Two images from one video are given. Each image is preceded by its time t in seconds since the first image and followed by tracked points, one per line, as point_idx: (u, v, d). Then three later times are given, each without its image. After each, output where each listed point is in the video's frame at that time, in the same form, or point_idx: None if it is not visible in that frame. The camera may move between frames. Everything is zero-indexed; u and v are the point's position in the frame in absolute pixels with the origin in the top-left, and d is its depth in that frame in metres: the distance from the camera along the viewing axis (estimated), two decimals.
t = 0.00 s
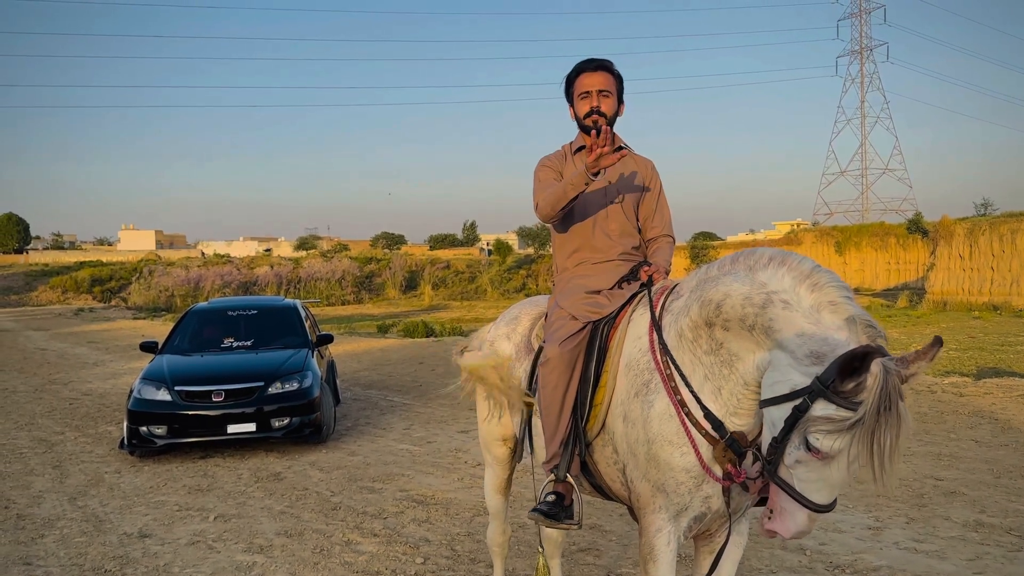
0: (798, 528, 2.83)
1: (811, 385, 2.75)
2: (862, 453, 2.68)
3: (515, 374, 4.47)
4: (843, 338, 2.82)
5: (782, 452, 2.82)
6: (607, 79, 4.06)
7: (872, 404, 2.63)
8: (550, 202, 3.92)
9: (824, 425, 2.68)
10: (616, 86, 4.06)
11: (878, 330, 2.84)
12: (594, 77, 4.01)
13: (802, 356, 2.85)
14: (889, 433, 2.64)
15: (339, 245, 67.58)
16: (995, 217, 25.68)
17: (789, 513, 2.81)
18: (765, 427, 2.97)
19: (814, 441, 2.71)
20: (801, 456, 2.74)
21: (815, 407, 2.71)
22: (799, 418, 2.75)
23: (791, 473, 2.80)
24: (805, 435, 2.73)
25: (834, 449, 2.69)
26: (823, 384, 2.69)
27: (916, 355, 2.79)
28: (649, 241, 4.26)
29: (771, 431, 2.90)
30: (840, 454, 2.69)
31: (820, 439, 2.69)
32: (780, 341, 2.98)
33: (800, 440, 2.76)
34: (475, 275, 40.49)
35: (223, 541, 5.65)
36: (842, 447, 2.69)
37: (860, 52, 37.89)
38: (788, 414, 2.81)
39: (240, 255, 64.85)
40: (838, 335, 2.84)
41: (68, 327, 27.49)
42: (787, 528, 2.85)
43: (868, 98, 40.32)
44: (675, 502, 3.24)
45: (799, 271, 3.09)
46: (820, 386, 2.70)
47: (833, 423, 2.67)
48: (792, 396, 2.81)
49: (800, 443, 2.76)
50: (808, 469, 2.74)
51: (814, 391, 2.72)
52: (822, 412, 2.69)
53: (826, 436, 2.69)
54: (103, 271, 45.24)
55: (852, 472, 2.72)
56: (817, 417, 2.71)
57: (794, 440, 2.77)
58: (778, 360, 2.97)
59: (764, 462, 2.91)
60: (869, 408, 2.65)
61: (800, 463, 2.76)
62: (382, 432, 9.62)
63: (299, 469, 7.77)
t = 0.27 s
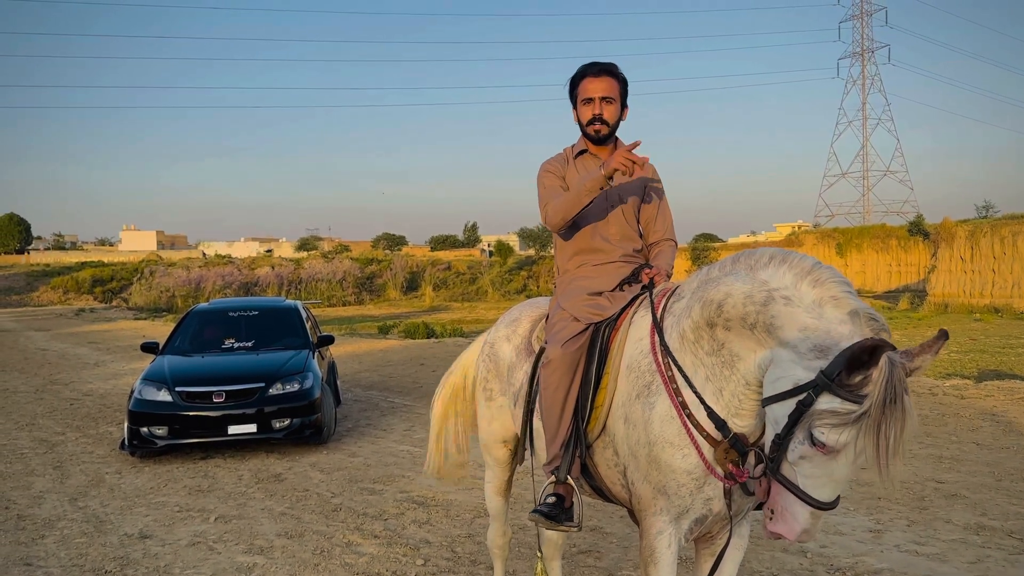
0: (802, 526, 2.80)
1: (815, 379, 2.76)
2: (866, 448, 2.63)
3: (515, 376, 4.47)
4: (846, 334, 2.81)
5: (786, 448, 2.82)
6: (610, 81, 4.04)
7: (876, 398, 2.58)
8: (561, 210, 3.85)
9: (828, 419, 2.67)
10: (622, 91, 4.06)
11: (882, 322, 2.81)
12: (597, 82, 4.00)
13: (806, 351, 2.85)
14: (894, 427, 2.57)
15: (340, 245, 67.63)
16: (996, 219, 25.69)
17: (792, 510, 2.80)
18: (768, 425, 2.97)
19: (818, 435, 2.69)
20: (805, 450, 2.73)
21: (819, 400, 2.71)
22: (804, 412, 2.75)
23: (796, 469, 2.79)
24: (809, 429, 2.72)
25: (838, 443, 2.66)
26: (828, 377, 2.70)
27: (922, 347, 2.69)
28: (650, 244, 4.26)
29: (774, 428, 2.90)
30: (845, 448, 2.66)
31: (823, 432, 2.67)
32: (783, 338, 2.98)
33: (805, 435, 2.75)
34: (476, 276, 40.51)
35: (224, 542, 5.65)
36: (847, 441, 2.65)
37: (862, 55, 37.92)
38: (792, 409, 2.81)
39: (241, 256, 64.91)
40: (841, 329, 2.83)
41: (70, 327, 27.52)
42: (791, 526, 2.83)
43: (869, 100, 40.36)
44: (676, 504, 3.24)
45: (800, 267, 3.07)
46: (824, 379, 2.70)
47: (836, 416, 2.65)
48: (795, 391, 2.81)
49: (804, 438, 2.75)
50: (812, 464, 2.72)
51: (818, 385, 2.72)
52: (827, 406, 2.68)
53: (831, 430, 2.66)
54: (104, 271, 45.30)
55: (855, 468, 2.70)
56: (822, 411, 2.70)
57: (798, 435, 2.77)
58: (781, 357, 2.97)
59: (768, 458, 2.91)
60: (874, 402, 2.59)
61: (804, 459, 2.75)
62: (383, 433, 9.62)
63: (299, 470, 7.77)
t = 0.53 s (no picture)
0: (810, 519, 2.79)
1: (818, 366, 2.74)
2: (870, 432, 2.67)
3: (515, 377, 4.47)
4: (847, 321, 2.81)
5: (791, 438, 2.81)
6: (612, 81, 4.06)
7: (882, 381, 2.62)
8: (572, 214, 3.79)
9: (834, 405, 2.66)
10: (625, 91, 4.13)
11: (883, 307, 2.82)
12: (601, 83, 4.02)
13: (808, 340, 2.84)
14: (898, 411, 2.63)
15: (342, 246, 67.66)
16: (998, 221, 25.67)
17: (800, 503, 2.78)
18: (771, 417, 2.95)
19: (825, 423, 2.69)
20: (812, 439, 2.72)
21: (824, 387, 2.70)
22: (809, 400, 2.74)
23: (802, 460, 2.78)
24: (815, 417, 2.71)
25: (846, 429, 2.67)
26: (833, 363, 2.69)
27: (922, 332, 2.79)
28: (651, 247, 4.26)
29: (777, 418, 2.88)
30: (852, 434, 2.67)
31: (830, 419, 2.67)
32: (785, 330, 2.97)
33: (810, 424, 2.74)
34: (477, 277, 40.51)
35: (224, 543, 5.65)
36: (853, 427, 2.67)
37: (863, 57, 37.90)
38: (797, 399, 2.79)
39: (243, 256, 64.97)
40: (843, 317, 2.83)
41: (71, 327, 27.54)
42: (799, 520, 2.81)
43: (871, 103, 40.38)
44: (676, 506, 3.24)
45: (800, 259, 3.08)
46: (828, 365, 2.69)
47: (842, 402, 2.65)
48: (798, 379, 2.80)
49: (810, 427, 2.74)
50: (819, 452, 2.72)
51: (823, 372, 2.71)
52: (832, 392, 2.68)
53: (837, 416, 2.67)
54: (106, 271, 45.35)
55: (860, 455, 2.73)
56: (827, 398, 2.69)
57: (804, 424, 2.76)
58: (783, 349, 2.96)
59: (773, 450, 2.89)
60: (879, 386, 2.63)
61: (811, 448, 2.74)
62: (384, 433, 9.61)
63: (300, 471, 7.77)
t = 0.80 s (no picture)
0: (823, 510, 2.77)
1: (822, 351, 2.76)
2: (877, 415, 2.65)
3: (517, 378, 4.48)
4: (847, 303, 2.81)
5: (798, 428, 2.80)
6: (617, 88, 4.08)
7: (885, 362, 2.61)
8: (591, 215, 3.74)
9: (839, 388, 2.66)
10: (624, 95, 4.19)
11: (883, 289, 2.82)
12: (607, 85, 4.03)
13: (810, 327, 2.85)
14: (903, 392, 2.61)
15: (344, 246, 67.74)
16: (1000, 224, 25.67)
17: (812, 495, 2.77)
18: (778, 410, 2.94)
19: (830, 407, 2.69)
20: (818, 425, 2.72)
21: (828, 372, 2.71)
22: (813, 386, 2.74)
23: (811, 449, 2.77)
24: (820, 402, 2.71)
25: (852, 412, 2.66)
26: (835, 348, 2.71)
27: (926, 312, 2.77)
28: (652, 249, 4.28)
29: (783, 409, 2.88)
30: (858, 418, 2.66)
31: (835, 403, 2.67)
32: (787, 321, 2.97)
33: (816, 410, 2.74)
34: (479, 278, 40.55)
35: (226, 542, 5.66)
36: (859, 410, 2.66)
37: (864, 59, 37.93)
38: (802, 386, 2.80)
39: (245, 256, 65.08)
40: (844, 301, 2.83)
41: (74, 327, 27.59)
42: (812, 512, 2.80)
43: (872, 105, 40.39)
44: (678, 507, 3.24)
45: (800, 251, 3.10)
46: (831, 349, 2.71)
47: (846, 385, 2.65)
48: (803, 366, 2.81)
49: (816, 413, 2.74)
50: (827, 439, 2.72)
51: (825, 356, 2.72)
52: (837, 375, 2.69)
53: (842, 399, 2.66)
54: (108, 271, 45.43)
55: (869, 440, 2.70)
56: (832, 381, 2.70)
57: (810, 411, 2.76)
58: (787, 341, 2.96)
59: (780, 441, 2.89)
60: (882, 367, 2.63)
61: (818, 435, 2.74)
62: (385, 434, 9.62)
63: (302, 471, 7.79)
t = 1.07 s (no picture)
0: (830, 516, 2.78)
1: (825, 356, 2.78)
2: (881, 422, 2.66)
3: (521, 378, 4.50)
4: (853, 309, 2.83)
5: (802, 434, 2.82)
6: (618, 88, 4.10)
7: (887, 368, 2.62)
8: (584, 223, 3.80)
9: (842, 394, 2.68)
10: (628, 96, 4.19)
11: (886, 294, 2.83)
12: (606, 87, 4.05)
13: (814, 331, 2.87)
14: (905, 397, 2.62)
15: (347, 247, 67.88)
16: (1002, 226, 25.64)
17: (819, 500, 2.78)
18: (780, 416, 2.96)
19: (834, 413, 2.70)
20: (822, 431, 2.73)
21: (831, 378, 2.72)
22: (817, 391, 2.76)
23: (815, 455, 2.79)
24: (823, 409, 2.72)
25: (856, 418, 2.67)
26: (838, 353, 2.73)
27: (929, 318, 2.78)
28: (656, 249, 4.30)
29: (787, 414, 2.90)
30: (863, 423, 2.67)
31: (839, 408, 2.68)
32: (790, 325, 2.99)
33: (820, 416, 2.75)
34: (481, 279, 40.59)
35: (230, 542, 5.69)
36: (863, 416, 2.67)
37: (866, 60, 37.90)
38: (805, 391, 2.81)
39: (249, 257, 65.25)
40: (847, 307, 2.85)
41: (78, 327, 27.67)
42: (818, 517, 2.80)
43: (874, 106, 40.46)
44: (682, 507, 3.26)
45: (803, 254, 3.12)
46: (834, 355, 2.73)
47: (849, 390, 2.66)
48: (805, 371, 2.83)
49: (820, 419, 2.75)
50: (831, 445, 2.73)
51: (828, 362, 2.74)
52: (839, 381, 2.71)
53: (846, 405, 2.68)
54: (112, 271, 45.60)
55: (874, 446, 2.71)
56: (835, 387, 2.71)
57: (814, 417, 2.77)
58: (790, 345, 2.98)
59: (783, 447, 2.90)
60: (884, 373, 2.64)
61: (822, 441, 2.75)
62: (388, 434, 9.65)
63: (305, 471, 7.81)
